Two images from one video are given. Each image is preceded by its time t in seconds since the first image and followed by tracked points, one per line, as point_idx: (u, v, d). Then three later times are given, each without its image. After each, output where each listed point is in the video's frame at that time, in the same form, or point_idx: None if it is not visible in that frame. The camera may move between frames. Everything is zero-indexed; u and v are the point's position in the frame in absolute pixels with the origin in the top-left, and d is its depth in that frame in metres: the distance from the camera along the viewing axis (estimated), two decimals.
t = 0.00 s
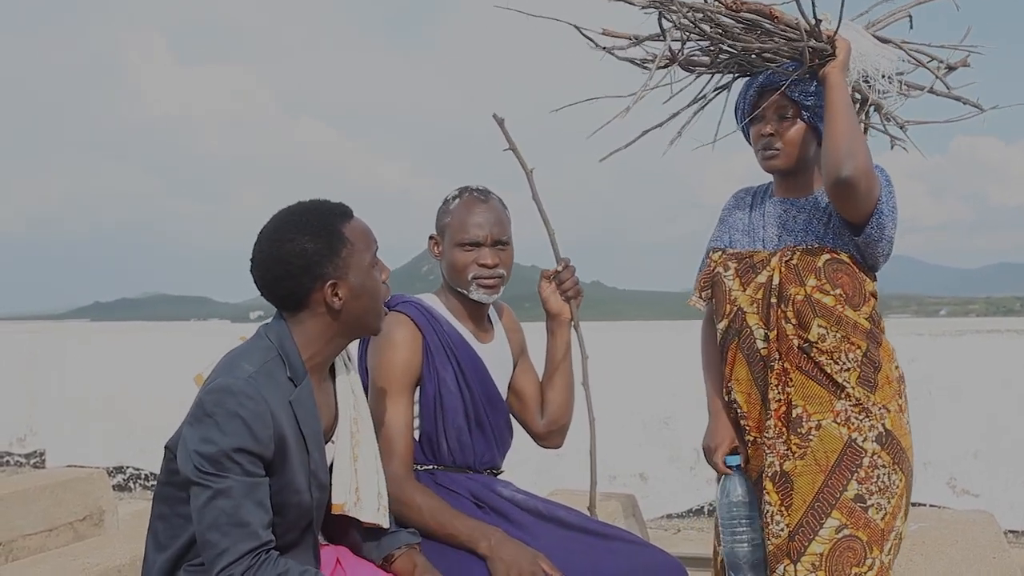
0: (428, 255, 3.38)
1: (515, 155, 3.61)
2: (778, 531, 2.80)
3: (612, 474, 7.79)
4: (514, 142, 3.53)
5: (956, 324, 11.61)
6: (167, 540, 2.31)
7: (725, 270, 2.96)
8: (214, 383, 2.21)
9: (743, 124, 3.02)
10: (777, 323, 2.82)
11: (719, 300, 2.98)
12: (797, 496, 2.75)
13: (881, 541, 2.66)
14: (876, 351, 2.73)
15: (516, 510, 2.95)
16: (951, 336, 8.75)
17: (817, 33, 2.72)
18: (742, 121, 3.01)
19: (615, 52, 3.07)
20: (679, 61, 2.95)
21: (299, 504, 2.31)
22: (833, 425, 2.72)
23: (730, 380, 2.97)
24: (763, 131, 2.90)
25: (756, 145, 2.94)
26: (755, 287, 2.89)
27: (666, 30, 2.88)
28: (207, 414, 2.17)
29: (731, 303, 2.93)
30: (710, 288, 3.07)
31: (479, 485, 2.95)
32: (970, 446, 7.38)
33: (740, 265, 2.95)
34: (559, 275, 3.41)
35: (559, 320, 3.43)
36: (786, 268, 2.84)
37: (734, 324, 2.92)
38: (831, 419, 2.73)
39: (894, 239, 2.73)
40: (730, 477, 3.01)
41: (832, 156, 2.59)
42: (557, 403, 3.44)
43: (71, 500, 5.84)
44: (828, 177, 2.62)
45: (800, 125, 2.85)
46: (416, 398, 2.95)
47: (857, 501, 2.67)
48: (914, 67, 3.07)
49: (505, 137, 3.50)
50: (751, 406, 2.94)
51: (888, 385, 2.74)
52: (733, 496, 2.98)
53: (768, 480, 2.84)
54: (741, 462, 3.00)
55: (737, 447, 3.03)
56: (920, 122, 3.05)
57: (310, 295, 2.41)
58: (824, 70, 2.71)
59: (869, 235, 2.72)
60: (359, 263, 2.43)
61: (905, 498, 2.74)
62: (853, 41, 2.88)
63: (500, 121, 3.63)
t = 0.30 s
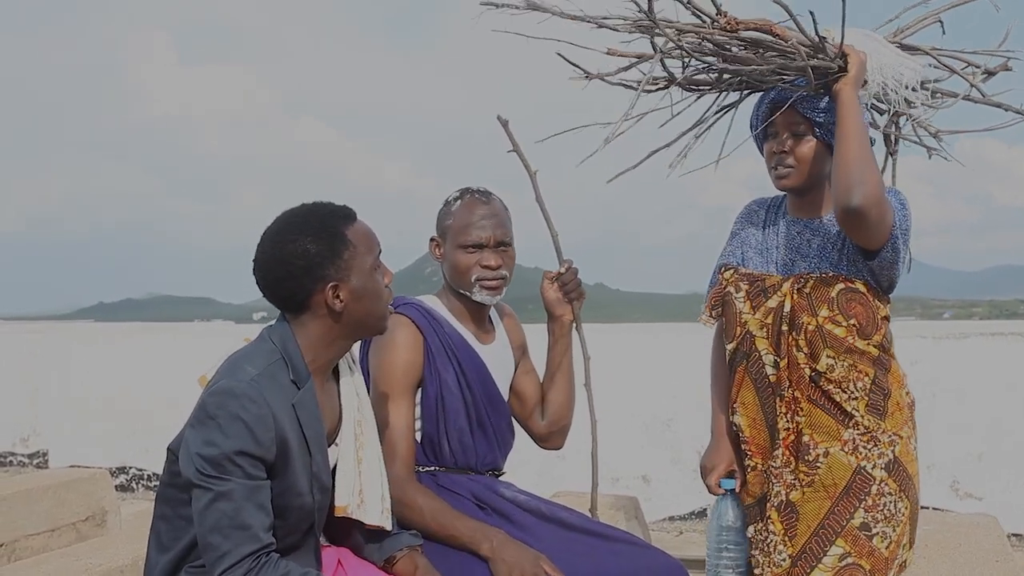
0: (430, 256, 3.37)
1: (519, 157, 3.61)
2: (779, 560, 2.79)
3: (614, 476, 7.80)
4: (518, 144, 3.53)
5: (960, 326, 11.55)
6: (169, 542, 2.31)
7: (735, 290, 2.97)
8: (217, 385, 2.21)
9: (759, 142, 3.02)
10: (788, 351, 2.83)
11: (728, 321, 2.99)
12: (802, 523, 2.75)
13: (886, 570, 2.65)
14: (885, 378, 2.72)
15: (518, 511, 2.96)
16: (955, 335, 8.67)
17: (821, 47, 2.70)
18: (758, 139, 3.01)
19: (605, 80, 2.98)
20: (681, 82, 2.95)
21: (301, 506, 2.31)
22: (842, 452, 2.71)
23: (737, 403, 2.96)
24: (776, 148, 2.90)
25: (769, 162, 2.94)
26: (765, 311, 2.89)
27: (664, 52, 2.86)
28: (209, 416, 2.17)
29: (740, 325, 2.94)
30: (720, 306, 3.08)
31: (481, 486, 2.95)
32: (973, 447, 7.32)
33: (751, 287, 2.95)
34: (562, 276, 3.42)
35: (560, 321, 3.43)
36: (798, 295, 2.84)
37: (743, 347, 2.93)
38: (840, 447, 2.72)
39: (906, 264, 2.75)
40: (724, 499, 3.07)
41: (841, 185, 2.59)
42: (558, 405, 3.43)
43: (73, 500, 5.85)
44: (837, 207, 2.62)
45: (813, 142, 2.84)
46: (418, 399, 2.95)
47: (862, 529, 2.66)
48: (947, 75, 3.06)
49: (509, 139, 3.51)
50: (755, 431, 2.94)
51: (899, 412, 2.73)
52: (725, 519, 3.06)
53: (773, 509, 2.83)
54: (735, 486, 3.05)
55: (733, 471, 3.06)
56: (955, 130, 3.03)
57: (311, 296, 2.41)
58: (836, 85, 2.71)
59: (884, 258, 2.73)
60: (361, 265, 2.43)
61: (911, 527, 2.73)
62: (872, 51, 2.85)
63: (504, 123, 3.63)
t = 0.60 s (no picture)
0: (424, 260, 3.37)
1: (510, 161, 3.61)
2: (778, 550, 2.81)
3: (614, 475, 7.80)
4: (510, 149, 3.53)
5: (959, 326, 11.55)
6: (167, 544, 2.32)
7: (728, 279, 2.97)
8: (214, 388, 2.22)
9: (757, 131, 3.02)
10: (780, 342, 2.83)
11: (722, 311, 2.99)
12: (800, 512, 2.76)
13: (889, 556, 2.65)
14: (879, 365, 2.73)
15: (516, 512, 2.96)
16: (953, 335, 8.65)
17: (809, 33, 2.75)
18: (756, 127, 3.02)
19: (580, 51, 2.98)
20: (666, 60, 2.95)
21: (299, 509, 2.31)
22: (837, 440, 2.73)
23: (730, 393, 2.98)
24: (771, 134, 2.91)
25: (764, 147, 2.94)
26: (756, 302, 2.90)
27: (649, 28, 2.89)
28: (206, 419, 2.17)
29: (732, 315, 2.94)
30: (715, 294, 3.09)
31: (478, 487, 2.96)
32: (971, 447, 7.29)
33: (743, 277, 2.95)
34: (556, 278, 3.44)
35: (555, 324, 3.46)
36: (788, 287, 2.84)
37: (735, 336, 2.93)
38: (835, 434, 2.73)
39: (898, 253, 2.77)
40: (714, 476, 3.04)
41: (830, 179, 2.60)
42: (552, 407, 3.43)
43: (72, 503, 5.85)
44: (827, 200, 2.63)
45: (807, 129, 2.84)
46: (415, 401, 2.96)
47: (862, 515, 2.67)
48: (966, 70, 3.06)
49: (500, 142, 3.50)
50: (749, 421, 2.96)
51: (895, 397, 2.74)
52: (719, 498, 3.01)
53: (770, 499, 2.84)
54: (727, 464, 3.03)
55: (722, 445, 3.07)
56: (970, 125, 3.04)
57: (305, 297, 2.41)
58: (831, 79, 2.71)
59: (869, 254, 2.75)
60: (355, 265, 2.43)
61: (913, 512, 2.74)
62: (879, 41, 2.87)
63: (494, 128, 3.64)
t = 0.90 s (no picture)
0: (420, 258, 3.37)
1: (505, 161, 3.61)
2: (773, 539, 2.81)
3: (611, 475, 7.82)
4: (502, 147, 3.53)
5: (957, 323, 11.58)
6: (166, 544, 2.31)
7: (720, 274, 2.97)
8: (212, 388, 2.21)
9: (749, 125, 3.02)
10: (770, 334, 2.83)
11: (715, 305, 2.99)
12: (793, 502, 2.76)
13: (883, 544, 2.65)
14: (868, 356, 2.73)
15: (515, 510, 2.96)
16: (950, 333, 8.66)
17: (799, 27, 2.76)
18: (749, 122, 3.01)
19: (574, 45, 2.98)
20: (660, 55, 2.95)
21: (297, 508, 2.30)
22: (826, 431, 2.73)
23: (727, 387, 2.99)
24: (763, 129, 2.90)
25: (756, 142, 2.94)
26: (750, 295, 2.89)
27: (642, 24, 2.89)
28: (204, 419, 2.17)
29: (726, 309, 2.94)
30: (708, 290, 3.08)
31: (477, 485, 2.96)
32: (968, 444, 7.31)
33: (735, 271, 2.95)
34: (550, 276, 3.45)
35: (550, 322, 3.46)
36: (779, 279, 2.84)
37: (730, 330, 2.94)
38: (824, 425, 2.74)
39: (890, 244, 2.75)
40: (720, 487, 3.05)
41: (823, 167, 2.60)
42: (546, 406, 3.43)
43: (69, 503, 5.84)
44: (819, 188, 2.63)
45: (799, 123, 2.84)
46: (414, 400, 2.96)
47: (852, 505, 2.67)
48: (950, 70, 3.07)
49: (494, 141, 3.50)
50: (747, 411, 2.95)
51: (884, 387, 2.74)
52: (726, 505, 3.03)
53: (763, 490, 2.85)
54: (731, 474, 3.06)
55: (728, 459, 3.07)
56: (953, 125, 3.04)
57: (303, 296, 2.41)
58: (822, 74, 2.71)
59: (866, 241, 2.73)
60: (352, 263, 2.43)
61: (906, 500, 2.73)
62: (867, 39, 2.87)
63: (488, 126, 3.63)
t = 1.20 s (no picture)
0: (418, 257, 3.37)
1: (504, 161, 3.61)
2: (768, 527, 2.79)
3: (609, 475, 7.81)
4: (501, 147, 3.53)
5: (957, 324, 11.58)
6: (165, 542, 2.31)
7: (717, 270, 2.97)
8: (211, 386, 2.21)
9: (739, 129, 3.03)
10: (766, 326, 2.82)
11: (712, 301, 2.99)
12: (786, 491, 2.76)
13: (870, 535, 2.67)
14: (863, 352, 2.73)
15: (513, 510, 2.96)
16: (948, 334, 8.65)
17: (793, 30, 2.75)
18: (740, 126, 3.02)
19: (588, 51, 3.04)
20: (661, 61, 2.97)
21: (295, 506, 2.30)
22: (819, 423, 2.73)
23: (721, 378, 2.97)
24: (756, 133, 2.91)
25: (749, 147, 2.94)
26: (745, 290, 2.89)
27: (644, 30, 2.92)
28: (203, 417, 2.17)
29: (722, 304, 2.94)
30: (705, 288, 3.09)
31: (475, 484, 2.96)
32: (966, 446, 7.30)
33: (731, 267, 2.95)
34: (548, 276, 3.45)
35: (548, 322, 3.45)
36: (774, 272, 2.84)
37: (726, 324, 2.93)
38: (818, 418, 2.73)
39: (880, 233, 2.75)
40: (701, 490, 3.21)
41: (806, 153, 2.62)
42: (545, 406, 3.43)
43: (67, 501, 5.84)
44: (802, 174, 2.63)
45: (790, 125, 2.85)
46: (411, 399, 2.96)
47: (843, 496, 2.68)
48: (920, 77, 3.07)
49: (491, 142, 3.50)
50: (741, 404, 2.93)
51: (875, 384, 2.75)
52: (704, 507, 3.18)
53: (759, 478, 2.83)
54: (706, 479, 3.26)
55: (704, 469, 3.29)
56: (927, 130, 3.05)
57: (302, 296, 2.41)
58: (809, 74, 2.74)
59: (854, 229, 2.72)
60: (351, 263, 2.43)
61: (894, 495, 2.75)
62: (845, 45, 2.88)
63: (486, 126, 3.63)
